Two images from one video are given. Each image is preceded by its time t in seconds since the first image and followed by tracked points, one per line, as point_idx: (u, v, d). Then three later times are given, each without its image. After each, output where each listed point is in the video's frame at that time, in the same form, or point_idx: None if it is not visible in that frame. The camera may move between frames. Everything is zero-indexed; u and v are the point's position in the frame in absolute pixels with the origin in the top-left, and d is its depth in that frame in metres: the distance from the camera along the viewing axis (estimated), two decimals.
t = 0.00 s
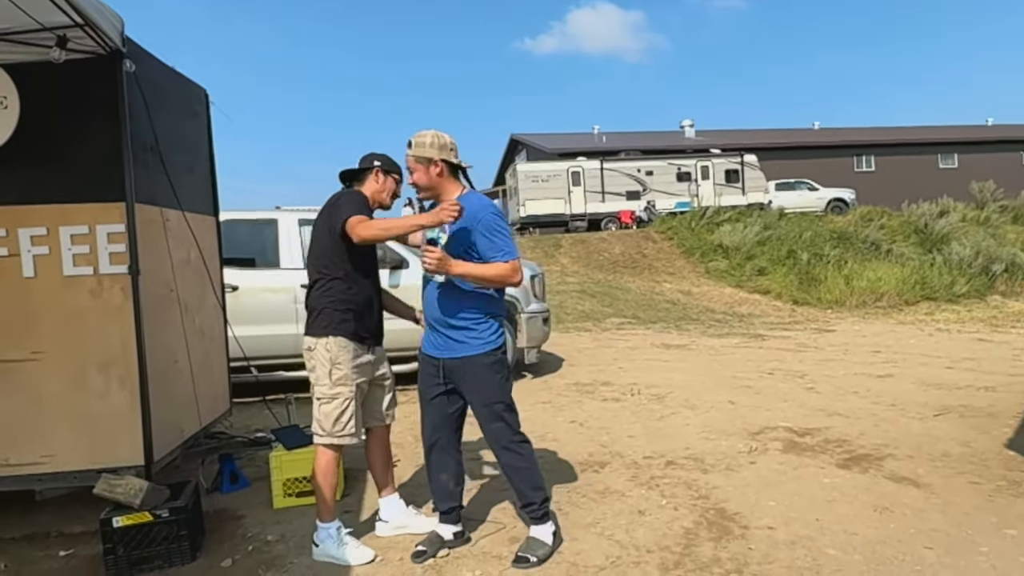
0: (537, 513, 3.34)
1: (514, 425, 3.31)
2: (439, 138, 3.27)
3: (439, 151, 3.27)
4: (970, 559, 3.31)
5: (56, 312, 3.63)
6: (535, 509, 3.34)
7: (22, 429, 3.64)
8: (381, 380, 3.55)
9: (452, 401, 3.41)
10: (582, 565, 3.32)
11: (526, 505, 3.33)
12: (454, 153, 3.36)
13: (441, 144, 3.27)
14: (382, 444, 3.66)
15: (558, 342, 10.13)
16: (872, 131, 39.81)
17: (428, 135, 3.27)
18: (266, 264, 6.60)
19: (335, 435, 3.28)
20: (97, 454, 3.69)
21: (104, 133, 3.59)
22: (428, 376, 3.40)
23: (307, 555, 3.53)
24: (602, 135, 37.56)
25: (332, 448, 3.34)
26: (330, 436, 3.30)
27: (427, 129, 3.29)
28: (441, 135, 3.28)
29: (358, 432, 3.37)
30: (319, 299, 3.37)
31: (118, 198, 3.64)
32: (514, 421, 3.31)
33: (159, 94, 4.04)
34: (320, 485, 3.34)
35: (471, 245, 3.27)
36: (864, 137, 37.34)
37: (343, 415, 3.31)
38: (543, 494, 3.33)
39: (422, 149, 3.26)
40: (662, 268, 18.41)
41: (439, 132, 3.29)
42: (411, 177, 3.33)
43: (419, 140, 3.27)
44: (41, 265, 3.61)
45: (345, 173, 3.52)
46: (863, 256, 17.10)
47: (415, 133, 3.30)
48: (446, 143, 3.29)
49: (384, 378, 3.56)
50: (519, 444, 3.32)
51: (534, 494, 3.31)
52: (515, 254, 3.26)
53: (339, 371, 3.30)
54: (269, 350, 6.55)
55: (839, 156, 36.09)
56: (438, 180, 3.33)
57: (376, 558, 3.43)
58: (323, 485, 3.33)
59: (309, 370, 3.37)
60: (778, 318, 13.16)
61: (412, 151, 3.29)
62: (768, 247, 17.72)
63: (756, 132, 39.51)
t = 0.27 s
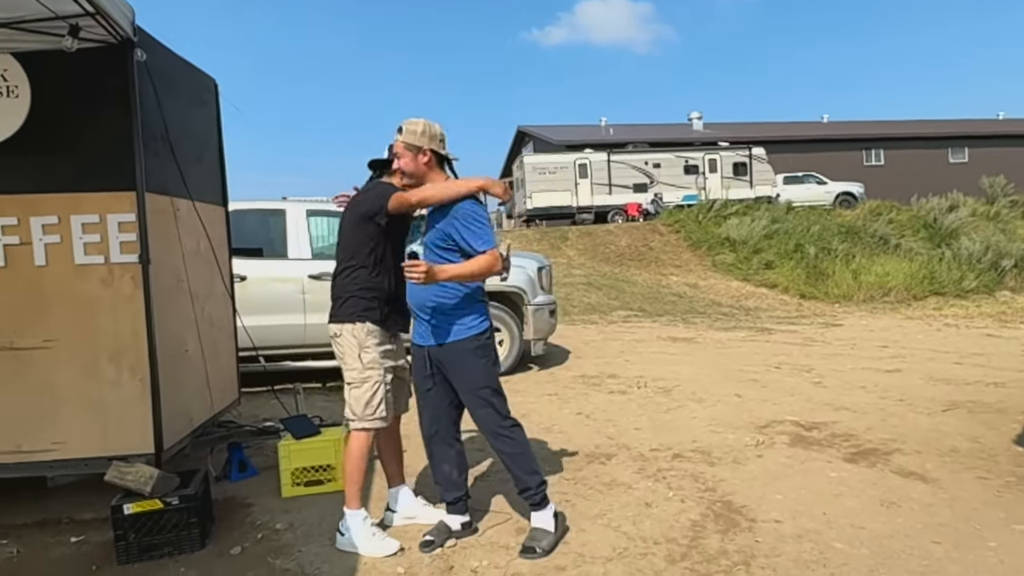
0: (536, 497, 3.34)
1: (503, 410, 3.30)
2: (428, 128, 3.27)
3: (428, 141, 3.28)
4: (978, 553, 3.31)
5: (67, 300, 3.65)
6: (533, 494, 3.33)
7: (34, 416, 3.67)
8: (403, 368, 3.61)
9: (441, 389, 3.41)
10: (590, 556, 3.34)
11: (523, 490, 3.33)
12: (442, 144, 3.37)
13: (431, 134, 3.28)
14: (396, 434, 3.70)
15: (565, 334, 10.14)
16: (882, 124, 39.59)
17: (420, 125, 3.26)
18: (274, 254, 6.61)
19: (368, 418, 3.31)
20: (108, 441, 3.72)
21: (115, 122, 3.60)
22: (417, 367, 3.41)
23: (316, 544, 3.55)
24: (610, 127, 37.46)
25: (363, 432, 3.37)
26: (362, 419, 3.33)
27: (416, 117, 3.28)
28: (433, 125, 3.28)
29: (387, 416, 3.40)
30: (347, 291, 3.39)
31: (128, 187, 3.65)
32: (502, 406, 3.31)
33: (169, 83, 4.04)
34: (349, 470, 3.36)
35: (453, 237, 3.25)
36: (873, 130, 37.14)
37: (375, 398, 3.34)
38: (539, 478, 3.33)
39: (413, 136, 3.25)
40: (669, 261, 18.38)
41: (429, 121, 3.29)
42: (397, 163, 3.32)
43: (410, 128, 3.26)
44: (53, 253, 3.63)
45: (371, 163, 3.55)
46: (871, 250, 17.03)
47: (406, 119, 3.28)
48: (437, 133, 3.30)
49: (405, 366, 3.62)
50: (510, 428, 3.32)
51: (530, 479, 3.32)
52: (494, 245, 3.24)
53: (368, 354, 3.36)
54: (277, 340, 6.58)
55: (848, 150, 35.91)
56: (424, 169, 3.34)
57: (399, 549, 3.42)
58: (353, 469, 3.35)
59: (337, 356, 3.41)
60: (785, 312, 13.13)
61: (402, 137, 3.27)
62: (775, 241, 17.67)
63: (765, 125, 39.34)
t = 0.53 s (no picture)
0: (537, 486, 3.34)
1: (503, 397, 3.29)
2: (434, 115, 3.29)
3: (434, 129, 3.30)
4: (986, 549, 3.30)
5: (79, 286, 3.67)
6: (534, 482, 3.33)
7: (46, 401, 3.70)
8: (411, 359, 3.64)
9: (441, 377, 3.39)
10: (597, 546, 3.35)
11: (524, 478, 3.33)
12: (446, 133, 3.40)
13: (436, 122, 3.30)
14: (404, 424, 3.72)
15: (573, 326, 10.14)
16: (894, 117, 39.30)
17: (427, 112, 3.28)
18: (284, 243, 6.63)
19: (378, 409, 3.34)
20: (119, 427, 3.74)
21: (127, 109, 3.61)
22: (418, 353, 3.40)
23: (324, 530, 3.58)
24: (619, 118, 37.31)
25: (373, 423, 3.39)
26: (373, 410, 3.35)
27: (423, 104, 3.29)
28: (440, 113, 3.31)
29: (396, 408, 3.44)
30: (365, 278, 3.41)
31: (140, 174, 3.66)
32: (503, 393, 3.30)
33: (180, 70, 4.05)
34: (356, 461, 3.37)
35: (436, 220, 3.27)
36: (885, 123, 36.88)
37: (385, 389, 3.37)
38: (540, 466, 3.33)
39: (420, 121, 3.27)
40: (678, 253, 18.34)
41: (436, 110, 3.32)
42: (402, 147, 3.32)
43: (417, 114, 3.27)
44: (65, 240, 3.65)
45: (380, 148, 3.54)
46: (881, 244, 16.95)
47: (413, 106, 3.29)
48: (443, 121, 3.33)
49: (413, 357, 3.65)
50: (510, 415, 3.31)
51: (531, 467, 3.32)
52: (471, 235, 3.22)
53: (383, 346, 3.38)
54: (286, 329, 6.60)
55: (859, 143, 35.68)
56: (428, 156, 3.35)
57: (406, 537, 3.43)
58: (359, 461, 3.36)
59: (351, 346, 3.42)
60: (794, 306, 13.09)
61: (409, 121, 3.28)
62: (785, 233, 17.60)
63: (776, 117, 39.11)
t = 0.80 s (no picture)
0: (540, 476, 3.32)
1: (503, 386, 3.29)
2: (456, 105, 3.29)
3: (455, 118, 3.30)
4: (997, 548, 3.28)
5: (93, 273, 3.70)
6: (537, 472, 3.32)
7: (61, 385, 3.73)
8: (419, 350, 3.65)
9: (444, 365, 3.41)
10: (604, 538, 3.36)
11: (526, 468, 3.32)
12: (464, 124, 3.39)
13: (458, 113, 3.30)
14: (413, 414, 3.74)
15: (582, 317, 10.13)
16: (911, 110, 38.93)
17: (450, 101, 3.28)
18: (295, 231, 6.64)
19: (386, 399, 3.35)
20: (131, 413, 3.77)
21: (141, 96, 3.62)
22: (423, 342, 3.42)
23: (334, 518, 3.60)
24: (632, 109, 37.12)
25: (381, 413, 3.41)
26: (381, 400, 3.36)
27: (446, 94, 3.29)
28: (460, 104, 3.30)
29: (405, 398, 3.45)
30: (378, 264, 3.41)
31: (153, 162, 3.67)
32: (503, 382, 3.29)
33: (194, 58, 4.06)
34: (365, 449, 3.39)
35: (444, 210, 3.27)
36: (902, 116, 36.54)
37: (394, 379, 3.38)
38: (542, 455, 3.32)
39: (439, 109, 3.26)
40: (689, 245, 18.27)
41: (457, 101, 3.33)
42: (420, 133, 3.31)
43: (439, 102, 3.26)
44: (79, 226, 3.67)
45: (391, 138, 3.56)
46: (895, 238, 16.82)
47: (435, 93, 3.28)
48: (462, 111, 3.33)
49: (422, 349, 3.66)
50: (511, 405, 3.30)
51: (532, 456, 3.30)
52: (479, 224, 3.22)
53: (391, 337, 3.39)
54: (297, 317, 6.63)
55: (874, 136, 35.38)
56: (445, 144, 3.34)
57: (414, 526, 3.45)
58: (368, 450, 3.38)
59: (359, 337, 3.42)
60: (805, 300, 13.03)
61: (430, 108, 3.26)
62: (798, 227, 17.49)
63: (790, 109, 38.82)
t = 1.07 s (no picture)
0: (546, 464, 3.33)
1: (510, 374, 3.29)
2: (468, 92, 3.28)
3: (467, 106, 3.29)
4: (1008, 545, 3.27)
5: (107, 255, 3.72)
6: (542, 460, 3.33)
7: (74, 366, 3.77)
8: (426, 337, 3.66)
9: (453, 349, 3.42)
10: (611, 527, 3.36)
11: (531, 455, 3.33)
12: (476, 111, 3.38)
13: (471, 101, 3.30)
14: (421, 401, 3.75)
15: (594, 308, 10.12)
16: (929, 104, 38.54)
17: (462, 89, 3.28)
18: (308, 218, 6.66)
19: (391, 384, 3.36)
20: (143, 394, 3.80)
21: (156, 80, 3.63)
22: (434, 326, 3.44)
23: (342, 502, 3.63)
24: (647, 100, 36.92)
25: (387, 398, 3.42)
26: (386, 385, 3.37)
27: (459, 82, 3.30)
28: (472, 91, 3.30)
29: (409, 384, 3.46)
30: (387, 249, 3.42)
31: (167, 146, 3.69)
32: (510, 369, 3.29)
33: (208, 42, 4.07)
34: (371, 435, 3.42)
35: (457, 196, 3.27)
36: (920, 111, 36.16)
37: (399, 365, 3.39)
38: (548, 443, 3.33)
39: (451, 96, 3.26)
40: (702, 238, 18.19)
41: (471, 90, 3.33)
42: (432, 120, 3.30)
43: (451, 89, 3.27)
44: (94, 209, 3.70)
45: (405, 125, 3.58)
46: (911, 234, 16.68)
47: (447, 81, 3.29)
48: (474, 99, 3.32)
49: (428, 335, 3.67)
50: (517, 392, 3.30)
51: (538, 444, 3.31)
52: (494, 211, 3.23)
53: (398, 323, 3.40)
54: (308, 303, 6.66)
55: (892, 130, 35.06)
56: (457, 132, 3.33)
57: (422, 512, 3.47)
58: (374, 435, 3.40)
59: (366, 321, 3.44)
60: (819, 294, 12.96)
61: (442, 95, 3.27)
62: (813, 221, 17.38)
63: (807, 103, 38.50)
